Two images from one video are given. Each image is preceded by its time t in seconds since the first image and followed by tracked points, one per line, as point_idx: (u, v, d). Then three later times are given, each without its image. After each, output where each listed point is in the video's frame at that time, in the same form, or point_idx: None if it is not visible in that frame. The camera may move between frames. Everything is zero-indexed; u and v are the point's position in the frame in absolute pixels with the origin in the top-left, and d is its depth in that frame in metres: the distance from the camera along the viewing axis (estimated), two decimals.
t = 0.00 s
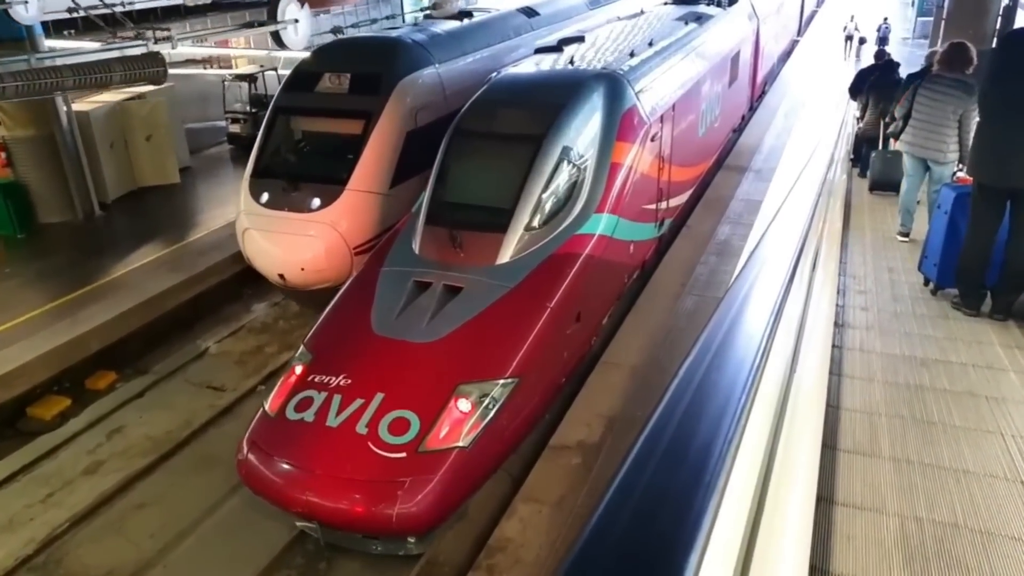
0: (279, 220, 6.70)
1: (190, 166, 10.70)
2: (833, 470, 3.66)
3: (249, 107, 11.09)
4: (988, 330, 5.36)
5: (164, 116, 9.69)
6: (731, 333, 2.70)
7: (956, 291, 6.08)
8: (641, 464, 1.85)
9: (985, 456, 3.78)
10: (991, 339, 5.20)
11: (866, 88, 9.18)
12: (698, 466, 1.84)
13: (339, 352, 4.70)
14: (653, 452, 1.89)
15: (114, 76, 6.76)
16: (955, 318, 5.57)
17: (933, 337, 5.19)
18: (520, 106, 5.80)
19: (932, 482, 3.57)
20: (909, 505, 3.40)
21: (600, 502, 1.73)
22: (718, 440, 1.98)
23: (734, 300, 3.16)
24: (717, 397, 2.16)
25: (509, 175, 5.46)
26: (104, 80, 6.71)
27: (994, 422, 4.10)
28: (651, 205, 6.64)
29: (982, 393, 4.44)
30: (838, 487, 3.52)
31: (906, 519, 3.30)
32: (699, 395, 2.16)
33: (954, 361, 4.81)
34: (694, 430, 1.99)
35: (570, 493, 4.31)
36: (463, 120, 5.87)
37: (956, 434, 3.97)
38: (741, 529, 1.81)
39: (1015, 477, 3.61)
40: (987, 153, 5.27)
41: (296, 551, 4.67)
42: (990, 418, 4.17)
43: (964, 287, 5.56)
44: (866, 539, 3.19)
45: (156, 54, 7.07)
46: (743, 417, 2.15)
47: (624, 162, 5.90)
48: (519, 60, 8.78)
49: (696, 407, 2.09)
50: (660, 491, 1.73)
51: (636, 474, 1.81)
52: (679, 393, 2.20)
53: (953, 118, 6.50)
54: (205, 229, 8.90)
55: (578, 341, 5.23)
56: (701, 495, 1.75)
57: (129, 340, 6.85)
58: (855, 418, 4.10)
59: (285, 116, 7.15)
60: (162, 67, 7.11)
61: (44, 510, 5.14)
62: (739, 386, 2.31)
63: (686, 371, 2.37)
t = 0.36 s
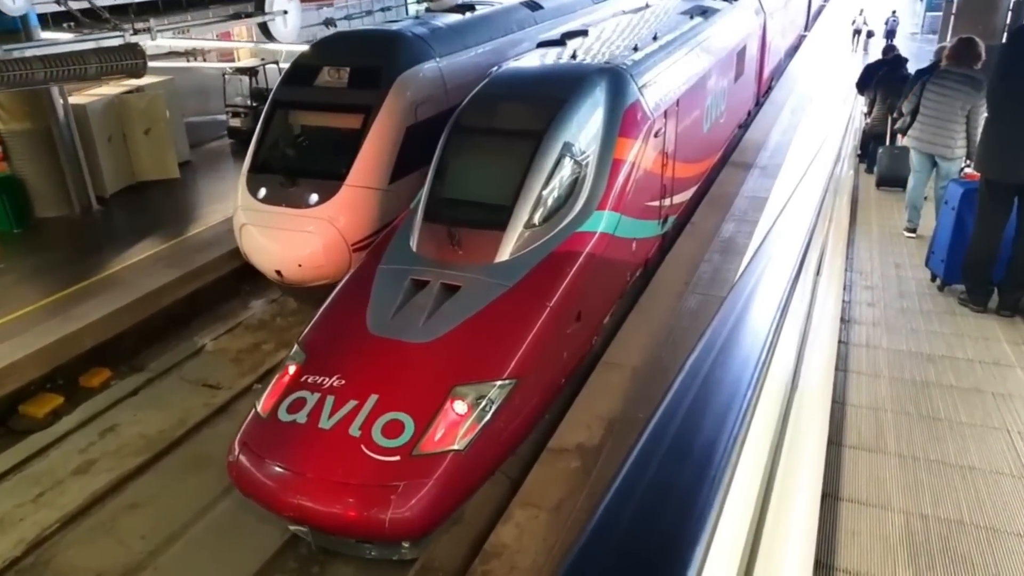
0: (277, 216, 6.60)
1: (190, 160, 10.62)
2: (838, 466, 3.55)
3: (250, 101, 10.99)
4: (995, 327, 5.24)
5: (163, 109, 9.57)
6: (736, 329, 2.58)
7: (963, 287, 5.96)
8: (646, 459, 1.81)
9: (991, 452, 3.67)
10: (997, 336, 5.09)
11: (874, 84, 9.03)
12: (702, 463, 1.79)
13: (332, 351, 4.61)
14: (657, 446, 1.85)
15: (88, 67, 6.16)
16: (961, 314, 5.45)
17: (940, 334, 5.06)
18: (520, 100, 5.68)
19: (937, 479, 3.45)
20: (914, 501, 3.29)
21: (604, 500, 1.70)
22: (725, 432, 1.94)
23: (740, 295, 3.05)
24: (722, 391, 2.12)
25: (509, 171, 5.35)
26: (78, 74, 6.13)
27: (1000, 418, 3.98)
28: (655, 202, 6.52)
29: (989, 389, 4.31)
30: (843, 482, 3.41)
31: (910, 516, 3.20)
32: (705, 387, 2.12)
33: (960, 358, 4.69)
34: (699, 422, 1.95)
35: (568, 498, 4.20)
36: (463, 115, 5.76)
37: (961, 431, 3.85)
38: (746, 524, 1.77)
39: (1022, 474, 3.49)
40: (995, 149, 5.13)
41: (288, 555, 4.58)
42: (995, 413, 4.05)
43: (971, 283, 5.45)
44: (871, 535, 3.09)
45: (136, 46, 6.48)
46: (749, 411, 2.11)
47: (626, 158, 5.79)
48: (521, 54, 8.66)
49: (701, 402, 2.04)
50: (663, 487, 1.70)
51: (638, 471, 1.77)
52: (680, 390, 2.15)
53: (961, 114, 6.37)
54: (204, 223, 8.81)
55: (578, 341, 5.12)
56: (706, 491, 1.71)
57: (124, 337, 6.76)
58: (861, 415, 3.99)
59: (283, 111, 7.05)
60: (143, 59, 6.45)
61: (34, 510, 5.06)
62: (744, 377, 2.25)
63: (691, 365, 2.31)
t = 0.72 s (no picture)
0: (279, 205, 6.53)
1: (195, 147, 10.58)
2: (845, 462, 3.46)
3: (256, 88, 10.91)
4: (1011, 327, 5.10)
5: (166, 96, 9.51)
6: (750, 326, 2.44)
7: (979, 286, 5.80)
8: (657, 455, 1.68)
9: (1004, 454, 3.56)
10: (1014, 337, 4.94)
11: (892, 78, 8.83)
12: (716, 460, 1.67)
13: (328, 345, 4.52)
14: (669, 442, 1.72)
15: (69, 53, 6.04)
16: (977, 313, 5.33)
17: (956, 333, 4.93)
18: (526, 91, 5.57)
19: (948, 479, 3.36)
20: (924, 501, 3.20)
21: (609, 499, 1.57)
22: (739, 428, 1.81)
23: (754, 292, 2.91)
24: (738, 387, 1.98)
25: (512, 163, 5.24)
26: (56, 58, 6.01)
27: (1012, 419, 3.87)
28: (663, 197, 6.39)
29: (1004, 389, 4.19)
30: (852, 478, 3.33)
31: (920, 514, 3.11)
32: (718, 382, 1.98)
33: (975, 357, 4.58)
34: (714, 418, 1.82)
35: (566, 499, 4.11)
36: (468, 104, 5.65)
37: (975, 432, 3.74)
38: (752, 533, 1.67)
39: None
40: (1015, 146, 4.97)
41: (280, 550, 4.45)
42: (1009, 414, 3.94)
43: (987, 283, 5.33)
44: (880, 532, 3.00)
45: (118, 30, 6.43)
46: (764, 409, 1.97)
47: (634, 152, 5.67)
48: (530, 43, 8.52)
49: (717, 397, 1.90)
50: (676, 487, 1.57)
51: (648, 467, 1.64)
52: (692, 385, 2.01)
53: (981, 110, 6.19)
54: (207, 211, 8.74)
55: (580, 339, 5.03)
56: (720, 490, 1.59)
57: (124, 325, 6.70)
58: (871, 412, 3.87)
59: (286, 99, 6.94)
60: (125, 46, 6.42)
61: (30, 497, 4.91)
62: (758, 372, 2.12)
63: (705, 358, 2.18)
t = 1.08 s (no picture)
0: (304, 167, 6.57)
1: (225, 109, 10.58)
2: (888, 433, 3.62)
3: (285, 49, 10.87)
4: None
5: (196, 57, 9.45)
6: (791, 325, 2.56)
7: None
8: (696, 460, 1.89)
9: None
10: None
11: (948, 41, 8.42)
12: (751, 476, 1.82)
13: (349, 312, 4.48)
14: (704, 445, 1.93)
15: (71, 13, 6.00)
16: None
17: (1007, 306, 4.88)
18: (556, 54, 5.43)
19: (995, 454, 3.52)
20: (969, 476, 3.36)
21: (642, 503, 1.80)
22: (774, 447, 1.93)
23: (797, 282, 3.01)
24: (779, 392, 2.14)
25: (540, 128, 5.13)
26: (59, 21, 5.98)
27: None
28: (698, 165, 6.20)
29: None
30: (895, 449, 3.50)
31: (965, 488, 3.27)
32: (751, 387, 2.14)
33: None
34: (746, 443, 1.93)
35: (585, 476, 4.07)
36: (496, 67, 5.52)
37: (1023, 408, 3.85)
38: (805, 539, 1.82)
39: None
40: None
41: (299, 514, 4.33)
42: None
43: None
44: (921, 503, 3.17)
45: None
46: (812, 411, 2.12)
47: (667, 118, 5.48)
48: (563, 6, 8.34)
49: (748, 420, 2.02)
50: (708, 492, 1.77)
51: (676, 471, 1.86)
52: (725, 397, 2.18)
53: None
54: (236, 172, 8.74)
55: (605, 311, 4.95)
56: (758, 505, 1.74)
57: (153, 285, 6.73)
58: (916, 384, 4.00)
59: (313, 60, 6.94)
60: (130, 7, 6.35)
61: (61, 451, 4.82)
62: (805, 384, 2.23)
63: (743, 365, 2.34)
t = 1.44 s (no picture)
0: (338, 137, 6.73)
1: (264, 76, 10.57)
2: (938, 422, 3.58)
3: (325, 16, 10.79)
4: None
5: (235, 23, 9.46)
6: (831, 383, 3.83)
7: None
8: (757, 482, 3.28)
9: None
10: None
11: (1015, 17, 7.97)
12: (803, 489, 3.18)
13: (374, 287, 4.40)
14: (754, 446, 3.48)
15: None
16: None
17: None
18: (597, 26, 5.25)
19: None
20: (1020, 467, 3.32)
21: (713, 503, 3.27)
22: (852, 458, 3.17)
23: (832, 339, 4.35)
24: (829, 422, 3.52)
25: (576, 102, 4.98)
26: None
27: None
28: (742, 145, 5.98)
29: None
30: (944, 438, 3.47)
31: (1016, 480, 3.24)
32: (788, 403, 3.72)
33: None
34: (797, 466, 3.29)
35: (609, 463, 3.96)
36: (534, 38, 5.35)
37: None
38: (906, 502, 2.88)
39: None
40: None
41: (319, 488, 4.25)
42: None
43: None
44: (970, 496, 3.17)
45: None
46: (871, 430, 3.40)
47: (711, 94, 5.26)
48: None
49: (792, 456, 3.37)
50: (766, 517, 3.11)
51: (731, 496, 3.24)
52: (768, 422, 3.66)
53: None
54: (272, 140, 8.72)
55: (636, 295, 4.86)
56: (820, 514, 3.06)
57: (186, 251, 6.74)
58: (969, 372, 3.92)
59: (350, 27, 7.06)
60: None
61: (89, 416, 4.81)
62: (846, 421, 3.49)
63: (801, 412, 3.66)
